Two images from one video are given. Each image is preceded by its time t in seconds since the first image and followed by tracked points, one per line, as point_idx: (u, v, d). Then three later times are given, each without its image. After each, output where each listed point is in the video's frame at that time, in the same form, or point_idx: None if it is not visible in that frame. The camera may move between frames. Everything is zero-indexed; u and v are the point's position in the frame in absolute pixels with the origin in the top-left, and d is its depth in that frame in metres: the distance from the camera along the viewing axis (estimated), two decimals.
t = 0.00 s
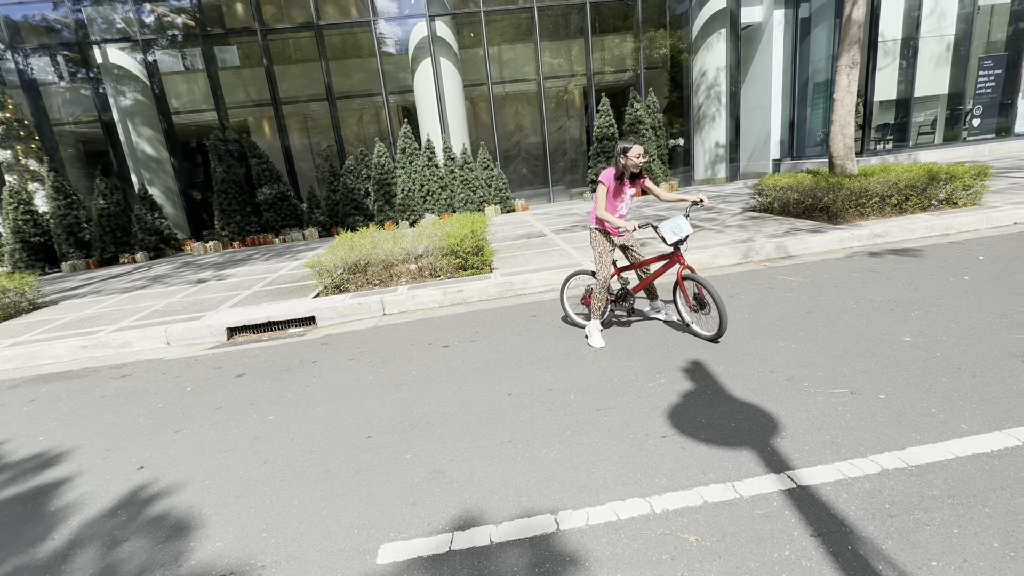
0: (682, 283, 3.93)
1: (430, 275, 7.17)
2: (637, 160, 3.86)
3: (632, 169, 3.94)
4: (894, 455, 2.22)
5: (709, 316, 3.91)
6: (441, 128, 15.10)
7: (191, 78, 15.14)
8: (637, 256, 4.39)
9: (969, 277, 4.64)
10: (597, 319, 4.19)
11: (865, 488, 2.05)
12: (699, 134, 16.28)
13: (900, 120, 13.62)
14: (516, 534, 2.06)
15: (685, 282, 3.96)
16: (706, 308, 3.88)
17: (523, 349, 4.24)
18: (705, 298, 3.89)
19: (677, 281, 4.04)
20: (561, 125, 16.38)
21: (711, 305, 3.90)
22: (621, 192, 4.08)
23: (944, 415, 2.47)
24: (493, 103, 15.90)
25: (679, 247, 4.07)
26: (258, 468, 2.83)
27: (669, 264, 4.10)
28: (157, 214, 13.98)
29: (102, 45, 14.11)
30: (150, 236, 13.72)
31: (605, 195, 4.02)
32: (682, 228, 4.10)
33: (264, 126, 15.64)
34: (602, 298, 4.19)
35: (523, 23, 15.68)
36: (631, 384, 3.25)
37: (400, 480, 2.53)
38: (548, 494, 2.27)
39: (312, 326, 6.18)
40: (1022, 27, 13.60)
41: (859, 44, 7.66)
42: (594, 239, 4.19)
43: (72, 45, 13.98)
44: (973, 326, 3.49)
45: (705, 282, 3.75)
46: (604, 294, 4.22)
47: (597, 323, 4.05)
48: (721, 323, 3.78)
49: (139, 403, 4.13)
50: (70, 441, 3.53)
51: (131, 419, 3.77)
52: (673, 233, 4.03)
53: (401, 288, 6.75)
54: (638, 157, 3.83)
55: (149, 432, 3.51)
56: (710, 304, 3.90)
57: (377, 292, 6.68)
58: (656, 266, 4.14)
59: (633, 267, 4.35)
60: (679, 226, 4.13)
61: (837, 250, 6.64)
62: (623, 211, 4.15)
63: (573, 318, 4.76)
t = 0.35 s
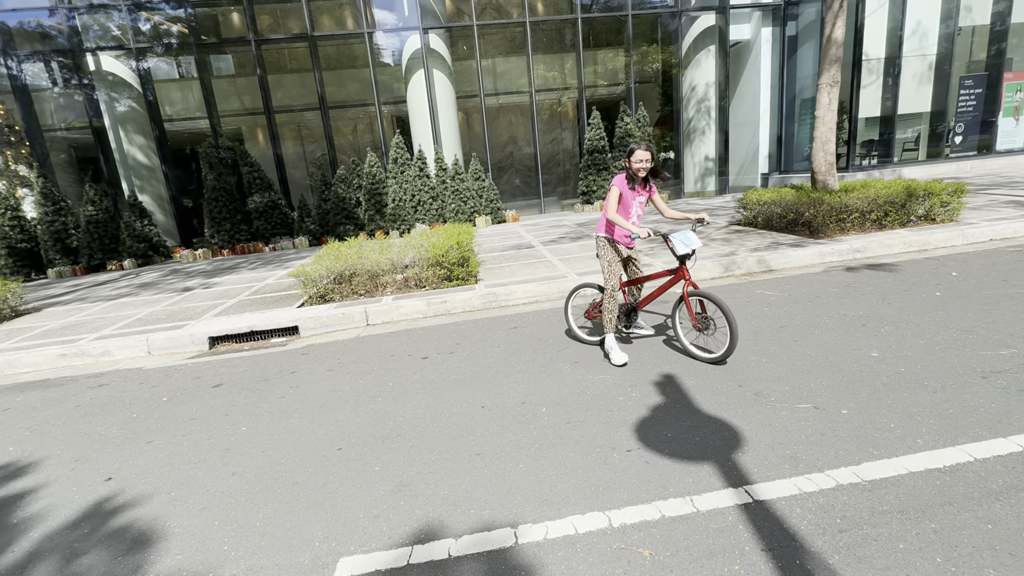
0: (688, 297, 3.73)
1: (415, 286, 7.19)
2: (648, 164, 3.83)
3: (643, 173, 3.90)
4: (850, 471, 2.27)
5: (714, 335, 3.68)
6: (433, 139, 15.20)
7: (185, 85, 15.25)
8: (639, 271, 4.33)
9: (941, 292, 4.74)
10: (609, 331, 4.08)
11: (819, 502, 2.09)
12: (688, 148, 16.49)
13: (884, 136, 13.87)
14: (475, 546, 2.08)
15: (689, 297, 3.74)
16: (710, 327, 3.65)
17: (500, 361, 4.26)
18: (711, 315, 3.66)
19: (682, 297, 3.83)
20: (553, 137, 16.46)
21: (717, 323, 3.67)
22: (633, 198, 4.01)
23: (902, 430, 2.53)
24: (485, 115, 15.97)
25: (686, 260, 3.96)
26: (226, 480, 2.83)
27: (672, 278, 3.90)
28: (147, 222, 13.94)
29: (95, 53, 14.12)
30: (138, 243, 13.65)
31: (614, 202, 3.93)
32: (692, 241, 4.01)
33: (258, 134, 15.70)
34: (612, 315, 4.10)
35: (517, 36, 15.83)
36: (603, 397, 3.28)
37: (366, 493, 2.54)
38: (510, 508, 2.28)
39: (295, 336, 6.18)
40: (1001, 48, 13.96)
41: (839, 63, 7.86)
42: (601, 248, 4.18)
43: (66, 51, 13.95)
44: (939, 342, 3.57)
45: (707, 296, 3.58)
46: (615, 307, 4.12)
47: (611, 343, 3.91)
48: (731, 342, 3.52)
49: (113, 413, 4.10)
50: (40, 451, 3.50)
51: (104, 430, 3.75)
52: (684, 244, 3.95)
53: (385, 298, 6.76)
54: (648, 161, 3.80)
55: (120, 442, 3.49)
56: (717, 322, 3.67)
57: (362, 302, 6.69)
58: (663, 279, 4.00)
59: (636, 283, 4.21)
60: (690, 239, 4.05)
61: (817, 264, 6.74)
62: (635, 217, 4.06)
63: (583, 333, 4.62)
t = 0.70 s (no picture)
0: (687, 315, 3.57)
1: (407, 294, 7.17)
2: (633, 171, 3.77)
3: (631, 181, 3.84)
4: (821, 492, 2.24)
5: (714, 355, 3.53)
6: (434, 148, 15.30)
7: (190, 91, 15.28)
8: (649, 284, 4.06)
9: (929, 310, 4.71)
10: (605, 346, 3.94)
11: (786, 524, 2.06)
12: (688, 161, 16.52)
13: (883, 152, 13.89)
14: (437, 563, 2.05)
15: (688, 314, 3.59)
16: (709, 346, 3.51)
17: (484, 372, 4.24)
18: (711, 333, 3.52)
19: (681, 313, 3.68)
20: (555, 147, 16.51)
21: (717, 341, 3.53)
22: (627, 208, 3.90)
23: (878, 451, 2.50)
24: (485, 125, 16.05)
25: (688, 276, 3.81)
26: (196, 489, 2.80)
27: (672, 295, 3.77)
28: (146, 226, 14.01)
29: (99, 59, 14.29)
30: (137, 247, 13.70)
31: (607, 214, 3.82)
32: (692, 255, 3.86)
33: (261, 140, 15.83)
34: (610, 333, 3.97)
35: (520, 47, 15.93)
36: (581, 412, 3.25)
37: (333, 505, 2.51)
38: (475, 523, 2.25)
39: (284, 343, 6.16)
40: (999, 66, 14.03)
41: (833, 80, 7.89)
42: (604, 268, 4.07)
43: (72, 56, 14.13)
44: (923, 361, 3.54)
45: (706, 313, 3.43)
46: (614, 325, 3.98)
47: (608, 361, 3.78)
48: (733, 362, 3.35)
49: (93, 419, 4.08)
50: (15, 455, 3.48)
51: (82, 435, 3.73)
52: (683, 258, 3.81)
53: (376, 306, 6.75)
54: (632, 168, 3.74)
55: (95, 449, 3.46)
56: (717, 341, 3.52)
57: (352, 310, 6.69)
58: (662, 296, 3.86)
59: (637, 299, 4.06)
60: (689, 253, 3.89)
61: (810, 279, 6.72)
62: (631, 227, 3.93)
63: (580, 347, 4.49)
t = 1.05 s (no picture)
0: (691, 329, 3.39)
1: (405, 299, 7.11)
2: (646, 173, 3.52)
3: (649, 184, 3.56)
4: (812, 526, 2.10)
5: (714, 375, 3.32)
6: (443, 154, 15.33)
7: (206, 93, 15.48)
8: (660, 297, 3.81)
9: (940, 330, 4.52)
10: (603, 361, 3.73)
11: (773, 561, 1.92)
12: (698, 171, 16.31)
13: (898, 165, 13.59)
14: None
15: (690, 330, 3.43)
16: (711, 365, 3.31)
17: (474, 382, 4.13)
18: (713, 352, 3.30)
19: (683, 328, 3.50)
20: (566, 155, 16.42)
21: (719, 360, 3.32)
22: (644, 212, 3.60)
23: (876, 481, 2.35)
24: (494, 131, 16.02)
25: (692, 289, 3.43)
26: (167, 497, 2.73)
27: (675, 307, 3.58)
28: (156, 224, 14.16)
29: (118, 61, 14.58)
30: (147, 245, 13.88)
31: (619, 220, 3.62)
32: (694, 268, 3.42)
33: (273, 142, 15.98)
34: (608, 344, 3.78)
35: (532, 55, 15.91)
36: (568, 428, 3.14)
37: (301, 520, 2.41)
38: (444, 545, 2.15)
39: (279, 346, 6.12)
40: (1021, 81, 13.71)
41: (847, 91, 7.73)
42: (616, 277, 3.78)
43: (92, 55, 14.35)
44: (931, 385, 3.36)
45: (712, 334, 3.22)
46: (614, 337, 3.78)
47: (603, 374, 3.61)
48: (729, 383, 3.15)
49: (79, 418, 4.05)
50: None
51: (64, 435, 3.70)
52: (681, 271, 3.41)
53: (373, 311, 6.69)
54: (644, 169, 3.49)
55: (74, 450, 3.42)
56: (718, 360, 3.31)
57: (349, 314, 6.64)
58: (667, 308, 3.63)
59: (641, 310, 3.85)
60: (694, 266, 3.45)
61: (818, 294, 6.52)
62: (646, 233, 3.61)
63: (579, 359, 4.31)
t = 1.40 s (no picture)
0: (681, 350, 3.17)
1: (414, 304, 7.02)
2: (648, 184, 3.27)
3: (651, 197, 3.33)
4: None
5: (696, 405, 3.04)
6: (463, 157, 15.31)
7: (236, 92, 15.72)
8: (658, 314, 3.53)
9: (977, 360, 4.21)
10: (606, 394, 3.43)
11: None
12: (723, 180, 15.93)
13: (936, 179, 12.98)
14: None
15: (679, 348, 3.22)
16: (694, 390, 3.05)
17: (475, 395, 4.00)
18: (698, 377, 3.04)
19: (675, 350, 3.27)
20: (588, 160, 16.21)
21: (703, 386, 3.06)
22: (641, 226, 3.36)
23: (901, 532, 2.14)
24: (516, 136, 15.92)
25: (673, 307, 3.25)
26: (152, 504, 2.67)
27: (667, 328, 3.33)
28: (182, 220, 14.47)
29: (151, 59, 14.96)
30: (171, 240, 14.18)
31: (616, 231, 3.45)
32: (679, 287, 3.17)
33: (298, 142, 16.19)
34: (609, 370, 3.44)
35: (557, 59, 15.75)
36: (567, 451, 2.98)
37: (281, 539, 2.32)
38: None
39: (288, 347, 6.10)
40: None
41: (882, 100, 7.39)
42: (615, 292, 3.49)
43: (126, 54, 14.75)
44: (967, 422, 3.10)
45: (692, 364, 2.99)
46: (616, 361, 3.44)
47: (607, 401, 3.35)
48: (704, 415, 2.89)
49: (82, 414, 4.06)
50: None
51: (65, 431, 3.70)
52: (663, 290, 3.18)
53: (382, 315, 6.62)
54: (646, 180, 3.26)
55: (71, 448, 3.41)
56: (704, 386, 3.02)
57: (359, 317, 6.59)
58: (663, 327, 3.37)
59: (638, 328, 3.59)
60: (679, 284, 3.19)
61: (845, 314, 6.20)
62: (637, 248, 3.39)
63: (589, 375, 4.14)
